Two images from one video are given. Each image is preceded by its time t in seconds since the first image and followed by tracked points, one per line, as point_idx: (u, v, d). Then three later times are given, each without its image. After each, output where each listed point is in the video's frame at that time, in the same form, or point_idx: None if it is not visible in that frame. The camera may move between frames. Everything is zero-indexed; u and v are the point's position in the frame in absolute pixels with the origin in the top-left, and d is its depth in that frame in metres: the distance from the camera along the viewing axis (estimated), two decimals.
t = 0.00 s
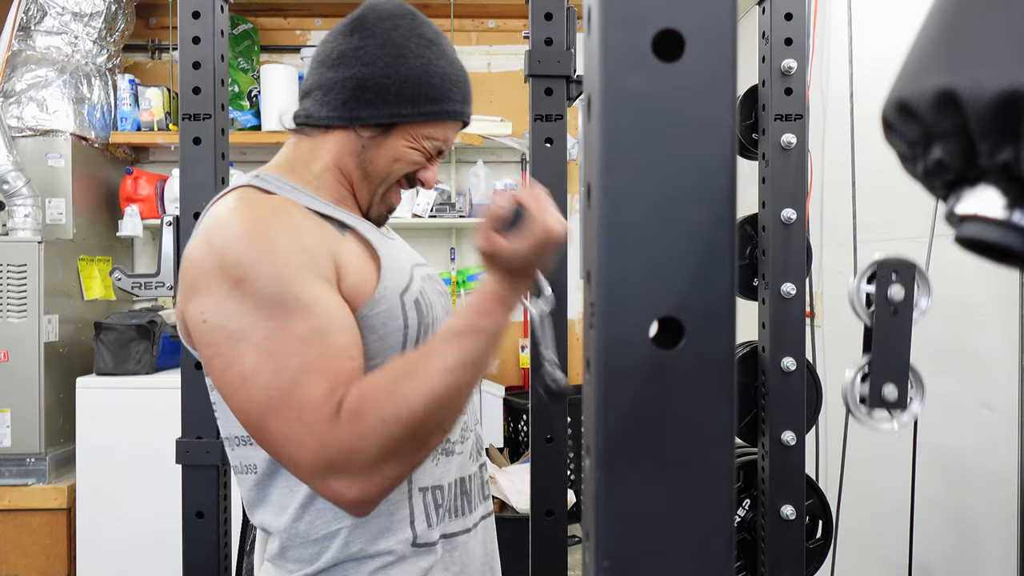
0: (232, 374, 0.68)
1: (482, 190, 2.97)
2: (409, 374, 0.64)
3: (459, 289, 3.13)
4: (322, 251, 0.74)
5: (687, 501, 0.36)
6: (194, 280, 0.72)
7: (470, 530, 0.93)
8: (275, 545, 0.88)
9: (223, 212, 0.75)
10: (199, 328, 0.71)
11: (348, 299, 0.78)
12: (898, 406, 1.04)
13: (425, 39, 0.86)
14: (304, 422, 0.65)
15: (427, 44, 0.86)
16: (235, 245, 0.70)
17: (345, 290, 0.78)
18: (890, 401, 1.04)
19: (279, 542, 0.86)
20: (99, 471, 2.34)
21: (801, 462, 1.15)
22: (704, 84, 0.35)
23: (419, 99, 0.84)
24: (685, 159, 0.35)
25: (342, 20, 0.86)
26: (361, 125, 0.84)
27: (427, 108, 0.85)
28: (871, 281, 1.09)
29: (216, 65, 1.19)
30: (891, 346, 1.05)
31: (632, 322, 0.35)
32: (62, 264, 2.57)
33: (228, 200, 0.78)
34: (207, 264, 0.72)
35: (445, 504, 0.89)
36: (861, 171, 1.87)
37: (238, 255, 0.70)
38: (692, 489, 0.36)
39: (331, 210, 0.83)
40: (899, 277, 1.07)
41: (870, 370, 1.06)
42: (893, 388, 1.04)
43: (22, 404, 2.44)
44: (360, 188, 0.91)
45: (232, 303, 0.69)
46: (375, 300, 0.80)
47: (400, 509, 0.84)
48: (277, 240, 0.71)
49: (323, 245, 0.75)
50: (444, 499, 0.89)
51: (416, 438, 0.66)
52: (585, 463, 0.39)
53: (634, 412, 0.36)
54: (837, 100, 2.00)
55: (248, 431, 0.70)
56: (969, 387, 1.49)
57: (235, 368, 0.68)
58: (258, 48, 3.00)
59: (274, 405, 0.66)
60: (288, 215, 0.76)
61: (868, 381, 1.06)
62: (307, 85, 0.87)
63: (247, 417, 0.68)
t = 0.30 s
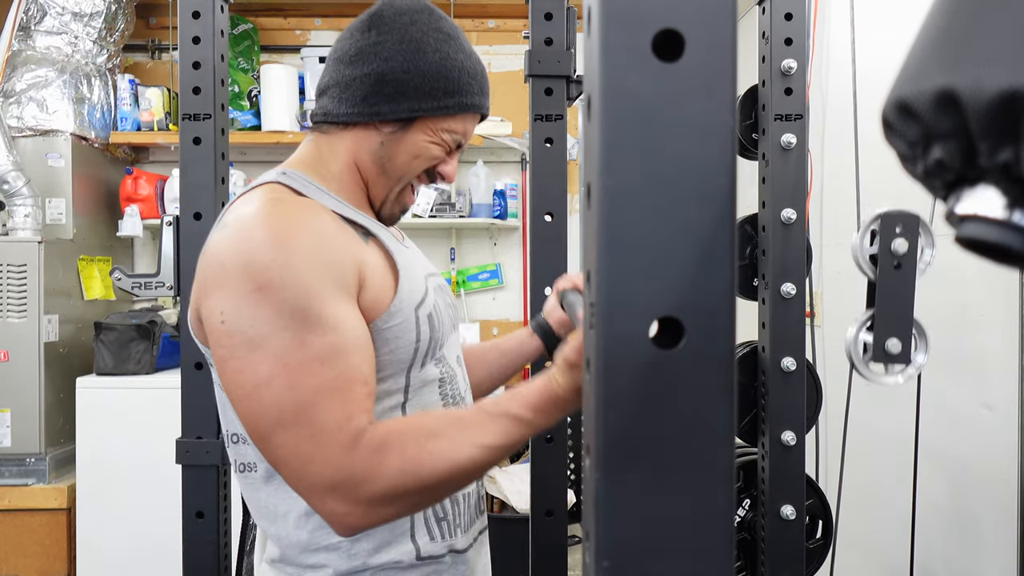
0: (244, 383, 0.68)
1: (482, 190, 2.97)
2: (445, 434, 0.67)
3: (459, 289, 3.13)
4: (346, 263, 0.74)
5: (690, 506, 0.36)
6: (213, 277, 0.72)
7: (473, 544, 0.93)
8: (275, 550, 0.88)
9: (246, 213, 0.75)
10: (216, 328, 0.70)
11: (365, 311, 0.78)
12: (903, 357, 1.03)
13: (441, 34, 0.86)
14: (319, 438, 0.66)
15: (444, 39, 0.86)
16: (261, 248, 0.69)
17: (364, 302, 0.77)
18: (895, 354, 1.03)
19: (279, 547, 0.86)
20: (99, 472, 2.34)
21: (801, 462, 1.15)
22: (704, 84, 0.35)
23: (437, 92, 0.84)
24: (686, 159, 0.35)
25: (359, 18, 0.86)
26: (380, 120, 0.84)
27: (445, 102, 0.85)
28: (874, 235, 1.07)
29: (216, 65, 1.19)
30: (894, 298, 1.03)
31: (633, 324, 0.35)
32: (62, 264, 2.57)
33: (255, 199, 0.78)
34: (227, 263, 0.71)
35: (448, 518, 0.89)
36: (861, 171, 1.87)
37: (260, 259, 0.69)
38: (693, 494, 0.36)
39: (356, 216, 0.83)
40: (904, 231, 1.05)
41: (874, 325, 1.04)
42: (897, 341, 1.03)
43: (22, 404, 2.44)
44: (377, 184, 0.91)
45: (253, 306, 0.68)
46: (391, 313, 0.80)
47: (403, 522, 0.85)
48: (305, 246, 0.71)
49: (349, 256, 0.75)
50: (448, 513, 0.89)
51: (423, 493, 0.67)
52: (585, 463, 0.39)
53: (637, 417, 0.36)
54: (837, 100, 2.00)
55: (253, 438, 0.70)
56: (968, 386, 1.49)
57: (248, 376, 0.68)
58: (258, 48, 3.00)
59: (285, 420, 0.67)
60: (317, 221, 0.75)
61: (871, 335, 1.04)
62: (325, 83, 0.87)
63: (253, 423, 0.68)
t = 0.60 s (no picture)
0: (245, 383, 0.68)
1: (482, 190, 2.98)
2: (449, 465, 0.69)
3: (459, 289, 3.13)
4: (358, 268, 0.73)
5: (690, 505, 0.36)
6: (221, 273, 0.71)
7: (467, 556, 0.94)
8: (271, 550, 0.88)
9: (260, 211, 0.74)
10: (221, 325, 0.70)
11: (371, 316, 0.78)
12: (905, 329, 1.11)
13: (407, 7, 0.86)
14: (317, 445, 0.67)
15: (410, 10, 0.86)
16: (273, 248, 0.69)
17: (370, 307, 0.77)
18: (900, 325, 1.11)
19: (274, 548, 0.86)
20: (99, 472, 2.34)
21: (801, 462, 1.15)
22: (704, 85, 0.35)
23: (416, 60, 0.83)
24: (685, 159, 0.35)
25: (325, 13, 0.88)
26: (369, 103, 0.84)
27: (427, 68, 0.84)
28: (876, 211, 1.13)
29: (216, 65, 1.19)
30: (896, 270, 1.11)
31: (633, 324, 0.35)
32: (62, 264, 2.57)
33: (269, 197, 0.77)
34: (238, 261, 0.70)
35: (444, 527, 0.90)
36: (861, 171, 1.87)
37: (270, 261, 0.68)
38: (695, 495, 0.36)
39: (368, 219, 0.83)
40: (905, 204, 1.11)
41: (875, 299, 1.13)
42: (901, 314, 1.12)
43: (22, 404, 2.44)
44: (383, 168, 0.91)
45: (260, 306, 0.68)
46: (397, 319, 0.80)
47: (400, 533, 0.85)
48: (316, 247, 0.70)
49: (362, 260, 0.74)
50: (444, 523, 0.90)
51: (415, 516, 0.68)
52: (586, 463, 0.39)
53: (637, 416, 0.36)
54: (837, 100, 2.00)
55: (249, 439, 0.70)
56: (969, 386, 1.49)
57: (250, 375, 0.68)
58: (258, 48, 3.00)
59: (285, 424, 0.67)
60: (330, 222, 0.74)
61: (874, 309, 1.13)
62: (308, 85, 0.88)
63: (252, 425, 0.69)
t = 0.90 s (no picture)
0: (242, 384, 0.69)
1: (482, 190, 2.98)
2: (443, 487, 0.69)
3: (459, 289, 3.13)
4: (359, 273, 0.74)
5: (691, 507, 0.36)
6: (223, 273, 0.71)
7: (460, 561, 0.94)
8: (267, 549, 0.87)
9: (264, 213, 0.74)
10: (222, 324, 0.70)
11: (371, 320, 0.78)
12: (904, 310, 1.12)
13: None
14: (311, 451, 0.67)
15: None
16: (275, 251, 0.69)
17: (371, 312, 0.77)
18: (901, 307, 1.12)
19: (271, 547, 0.86)
20: (99, 472, 2.34)
21: (802, 462, 1.15)
22: (705, 85, 0.35)
23: (371, 31, 0.85)
24: (685, 159, 0.36)
25: (270, 27, 0.91)
26: (346, 88, 0.85)
27: (383, 37, 0.86)
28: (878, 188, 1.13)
29: (216, 65, 1.19)
30: (895, 251, 1.11)
31: (632, 324, 0.35)
32: (62, 264, 2.57)
33: (275, 198, 0.77)
34: (240, 261, 0.70)
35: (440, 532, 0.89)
36: (860, 171, 1.87)
37: (275, 265, 0.68)
38: (695, 497, 0.36)
39: (372, 223, 0.83)
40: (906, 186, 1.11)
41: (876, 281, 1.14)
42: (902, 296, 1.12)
43: (22, 404, 2.44)
44: (381, 149, 0.90)
45: (260, 308, 0.68)
46: (396, 324, 0.80)
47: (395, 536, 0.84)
48: (318, 251, 0.70)
49: (363, 266, 0.75)
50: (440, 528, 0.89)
51: (404, 534, 0.68)
52: (587, 464, 0.39)
53: (638, 417, 0.36)
54: (837, 99, 2.00)
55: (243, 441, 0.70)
56: (969, 386, 1.49)
57: (248, 378, 0.68)
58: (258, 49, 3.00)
59: (280, 429, 0.67)
60: (333, 225, 0.75)
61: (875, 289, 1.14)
62: (285, 102, 0.90)
63: (246, 428, 0.69)
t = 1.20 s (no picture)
0: (237, 385, 0.68)
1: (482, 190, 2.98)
2: (433, 506, 0.69)
3: (459, 289, 3.13)
4: (360, 277, 0.74)
5: (689, 506, 0.36)
6: (222, 273, 0.71)
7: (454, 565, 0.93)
8: (260, 549, 0.87)
9: (267, 214, 0.74)
10: (220, 324, 0.70)
11: (370, 324, 0.77)
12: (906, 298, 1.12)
13: None
14: (302, 455, 0.67)
15: None
16: (276, 253, 0.69)
17: (369, 316, 0.77)
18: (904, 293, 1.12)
19: (264, 546, 0.86)
20: (99, 472, 2.34)
21: (802, 462, 1.15)
22: (705, 85, 0.35)
23: (378, 34, 0.85)
24: (685, 159, 0.35)
25: (276, 29, 0.91)
26: (353, 92, 0.85)
27: (390, 39, 0.86)
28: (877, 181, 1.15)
29: (216, 65, 1.19)
30: (896, 238, 1.11)
31: (633, 324, 0.35)
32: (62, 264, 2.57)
33: (276, 198, 0.77)
34: (241, 261, 0.70)
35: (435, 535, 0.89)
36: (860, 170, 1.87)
37: (276, 267, 0.68)
38: (694, 497, 0.36)
39: (375, 227, 0.83)
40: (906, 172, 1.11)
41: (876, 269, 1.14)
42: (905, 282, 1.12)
43: (22, 404, 2.44)
44: (387, 153, 0.90)
45: (259, 309, 0.68)
46: (394, 328, 0.80)
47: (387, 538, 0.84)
48: (319, 253, 0.70)
49: (364, 269, 0.75)
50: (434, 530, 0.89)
51: (388, 547, 0.68)
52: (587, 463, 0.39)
53: (638, 416, 0.36)
54: (838, 99, 2.00)
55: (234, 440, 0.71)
56: (969, 387, 1.49)
57: (243, 379, 0.68)
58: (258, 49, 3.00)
59: (272, 430, 0.67)
60: (335, 229, 0.74)
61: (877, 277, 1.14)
62: (291, 105, 0.90)
63: (238, 429, 0.69)
